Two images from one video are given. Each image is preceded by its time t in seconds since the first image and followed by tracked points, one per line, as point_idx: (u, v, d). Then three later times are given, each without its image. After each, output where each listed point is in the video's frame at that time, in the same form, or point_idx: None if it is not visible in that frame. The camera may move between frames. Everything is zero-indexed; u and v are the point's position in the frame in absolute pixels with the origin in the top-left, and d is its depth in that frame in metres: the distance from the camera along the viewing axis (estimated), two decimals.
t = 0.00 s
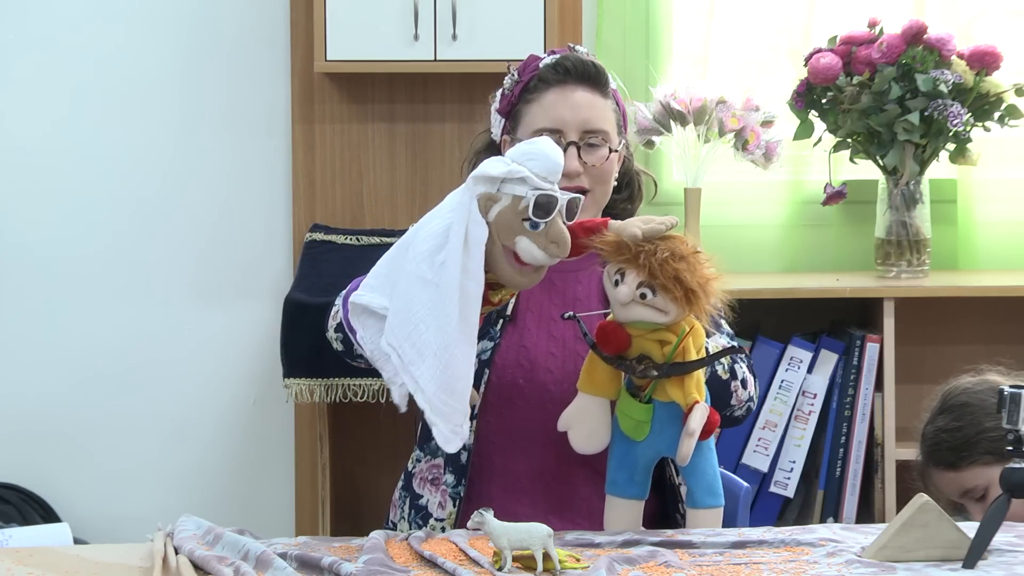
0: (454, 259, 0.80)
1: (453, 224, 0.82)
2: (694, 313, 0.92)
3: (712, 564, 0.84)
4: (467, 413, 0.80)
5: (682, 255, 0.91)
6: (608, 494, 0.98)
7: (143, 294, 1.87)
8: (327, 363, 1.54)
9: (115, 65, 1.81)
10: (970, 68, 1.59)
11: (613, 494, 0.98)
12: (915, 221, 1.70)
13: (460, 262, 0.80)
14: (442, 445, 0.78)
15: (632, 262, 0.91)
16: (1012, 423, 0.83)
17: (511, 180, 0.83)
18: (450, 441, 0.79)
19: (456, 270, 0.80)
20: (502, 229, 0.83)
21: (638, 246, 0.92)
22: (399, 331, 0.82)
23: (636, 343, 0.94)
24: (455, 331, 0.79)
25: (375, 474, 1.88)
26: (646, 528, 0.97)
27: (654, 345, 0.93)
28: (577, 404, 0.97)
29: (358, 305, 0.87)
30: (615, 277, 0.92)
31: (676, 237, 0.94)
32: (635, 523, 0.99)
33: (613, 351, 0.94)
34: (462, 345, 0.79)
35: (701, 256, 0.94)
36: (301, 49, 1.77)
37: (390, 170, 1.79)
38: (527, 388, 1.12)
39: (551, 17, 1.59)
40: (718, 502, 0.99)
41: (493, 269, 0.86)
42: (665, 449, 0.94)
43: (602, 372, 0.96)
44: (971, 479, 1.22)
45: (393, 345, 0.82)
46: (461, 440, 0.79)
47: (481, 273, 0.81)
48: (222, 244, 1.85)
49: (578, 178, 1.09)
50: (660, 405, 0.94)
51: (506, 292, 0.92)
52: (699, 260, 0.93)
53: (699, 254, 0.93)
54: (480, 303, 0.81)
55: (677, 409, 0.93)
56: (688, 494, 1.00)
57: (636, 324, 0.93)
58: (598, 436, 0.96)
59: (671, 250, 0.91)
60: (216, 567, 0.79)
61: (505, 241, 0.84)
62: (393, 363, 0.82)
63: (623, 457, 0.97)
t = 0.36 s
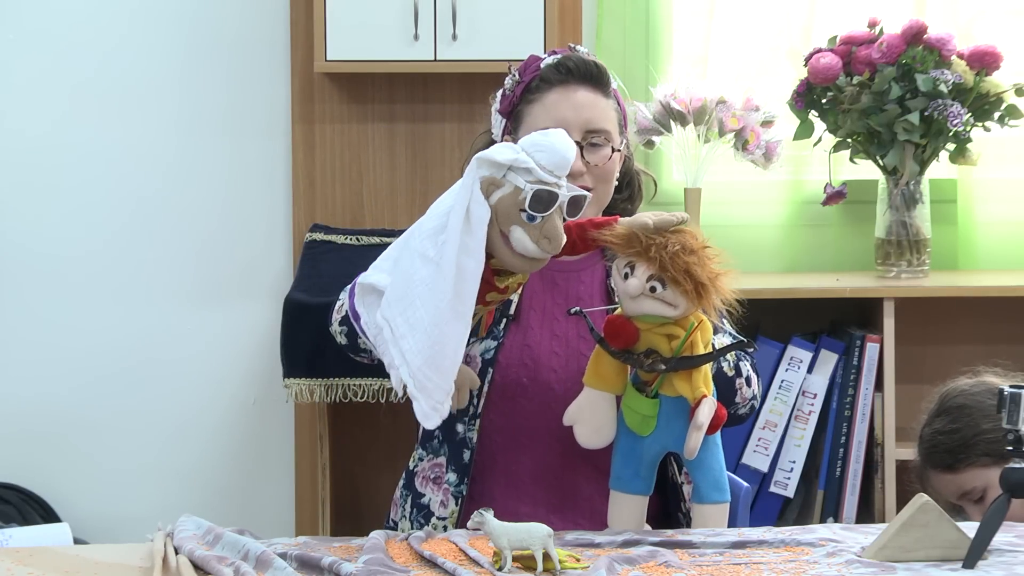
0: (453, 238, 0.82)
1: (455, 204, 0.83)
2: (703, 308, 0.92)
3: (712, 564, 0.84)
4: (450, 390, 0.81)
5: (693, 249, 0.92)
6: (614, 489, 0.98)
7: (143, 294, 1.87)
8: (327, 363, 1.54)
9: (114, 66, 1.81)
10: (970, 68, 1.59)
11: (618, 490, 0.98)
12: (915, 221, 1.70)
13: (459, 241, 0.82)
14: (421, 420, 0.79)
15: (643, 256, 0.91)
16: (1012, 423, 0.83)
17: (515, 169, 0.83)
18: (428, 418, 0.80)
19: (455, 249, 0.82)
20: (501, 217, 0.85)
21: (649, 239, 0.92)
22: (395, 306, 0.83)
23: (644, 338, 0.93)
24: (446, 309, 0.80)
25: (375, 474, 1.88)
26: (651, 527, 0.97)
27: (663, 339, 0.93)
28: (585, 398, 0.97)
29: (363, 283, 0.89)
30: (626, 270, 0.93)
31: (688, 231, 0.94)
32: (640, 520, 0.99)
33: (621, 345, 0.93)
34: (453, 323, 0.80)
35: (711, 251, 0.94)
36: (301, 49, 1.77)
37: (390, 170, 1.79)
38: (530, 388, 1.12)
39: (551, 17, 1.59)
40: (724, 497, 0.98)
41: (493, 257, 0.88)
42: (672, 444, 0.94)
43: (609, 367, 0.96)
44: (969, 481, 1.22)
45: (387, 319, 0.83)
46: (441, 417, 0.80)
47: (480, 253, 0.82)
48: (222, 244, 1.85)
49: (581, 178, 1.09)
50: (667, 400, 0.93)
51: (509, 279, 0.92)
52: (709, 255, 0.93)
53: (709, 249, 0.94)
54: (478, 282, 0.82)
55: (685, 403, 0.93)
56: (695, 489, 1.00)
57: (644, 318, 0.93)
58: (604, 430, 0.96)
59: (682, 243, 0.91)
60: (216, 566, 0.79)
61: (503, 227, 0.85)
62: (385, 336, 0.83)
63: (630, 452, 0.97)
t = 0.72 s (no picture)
0: (444, 226, 0.79)
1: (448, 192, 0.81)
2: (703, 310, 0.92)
3: (712, 564, 0.84)
4: (447, 381, 0.79)
5: (693, 253, 0.92)
6: (618, 490, 0.98)
7: (143, 294, 1.87)
8: (327, 363, 1.54)
9: (114, 66, 1.81)
10: (970, 68, 1.59)
11: (622, 490, 0.98)
12: (915, 221, 1.70)
13: (450, 229, 0.79)
14: (416, 410, 0.78)
15: (643, 259, 0.90)
16: (1012, 423, 0.83)
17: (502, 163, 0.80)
18: (424, 408, 0.78)
19: (445, 238, 0.79)
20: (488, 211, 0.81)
21: (650, 243, 0.91)
22: (393, 296, 0.82)
23: (645, 340, 0.93)
24: (439, 298, 0.78)
25: (375, 474, 1.88)
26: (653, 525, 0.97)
27: (663, 341, 0.92)
28: (587, 399, 0.97)
29: (369, 274, 0.88)
30: (625, 273, 0.92)
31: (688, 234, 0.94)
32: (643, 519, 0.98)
33: (622, 347, 0.93)
34: (447, 312, 0.78)
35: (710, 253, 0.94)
36: (301, 49, 1.77)
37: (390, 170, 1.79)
38: (533, 383, 1.12)
39: (551, 18, 1.59)
40: (728, 496, 0.98)
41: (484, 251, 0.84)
42: (675, 445, 0.94)
43: (611, 368, 0.96)
44: (971, 476, 1.22)
45: (386, 309, 0.82)
46: (436, 407, 0.79)
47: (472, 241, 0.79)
48: (222, 244, 1.85)
49: (582, 177, 1.09)
50: (669, 401, 0.93)
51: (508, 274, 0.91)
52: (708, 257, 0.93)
53: (708, 251, 0.94)
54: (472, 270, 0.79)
55: (687, 405, 0.93)
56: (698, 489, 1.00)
57: (645, 320, 0.92)
58: (606, 430, 0.96)
59: (682, 246, 0.91)
60: (216, 567, 0.79)
61: (490, 220, 0.82)
62: (385, 326, 0.82)
63: (632, 453, 0.96)
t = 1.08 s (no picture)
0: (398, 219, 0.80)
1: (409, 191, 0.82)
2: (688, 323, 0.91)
3: (712, 564, 0.84)
4: (403, 371, 0.77)
5: (675, 267, 0.90)
6: (609, 497, 0.98)
7: (143, 294, 1.87)
8: (327, 363, 1.54)
9: (114, 65, 1.81)
10: (970, 68, 1.59)
11: (613, 497, 0.98)
12: (915, 221, 1.70)
13: (404, 222, 0.80)
14: (372, 402, 0.76)
15: (626, 275, 0.89)
16: (1012, 423, 0.83)
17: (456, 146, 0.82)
18: (380, 398, 0.76)
19: (399, 229, 0.80)
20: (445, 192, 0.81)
21: (631, 257, 0.90)
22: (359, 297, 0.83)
23: (632, 352, 0.92)
24: (393, 287, 0.78)
25: (375, 474, 1.88)
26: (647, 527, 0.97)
27: (650, 354, 0.92)
28: (577, 410, 0.96)
29: (353, 279, 0.86)
30: (608, 288, 0.91)
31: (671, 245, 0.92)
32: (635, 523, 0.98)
33: (610, 360, 0.92)
34: (401, 300, 0.77)
35: (697, 266, 0.92)
36: (301, 49, 1.77)
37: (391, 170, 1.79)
38: (531, 384, 1.12)
39: (551, 17, 1.58)
40: (720, 505, 0.98)
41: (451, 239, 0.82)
42: (663, 456, 0.94)
43: (601, 379, 0.95)
44: (977, 471, 1.22)
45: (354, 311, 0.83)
46: (392, 397, 0.76)
47: (424, 229, 0.79)
48: (222, 244, 1.85)
49: (575, 175, 1.09)
50: (658, 412, 0.93)
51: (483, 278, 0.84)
52: (694, 270, 0.91)
53: (695, 264, 0.92)
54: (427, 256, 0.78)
55: (675, 416, 0.93)
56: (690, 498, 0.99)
57: (631, 334, 0.91)
58: (594, 445, 0.95)
59: (666, 261, 0.89)
60: (216, 567, 0.79)
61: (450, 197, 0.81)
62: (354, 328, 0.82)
63: (623, 462, 0.96)
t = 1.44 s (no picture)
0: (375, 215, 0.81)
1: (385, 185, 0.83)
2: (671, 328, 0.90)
3: (712, 564, 0.84)
4: (387, 369, 0.79)
5: (657, 272, 0.89)
6: (600, 499, 0.98)
7: (142, 294, 1.87)
8: (328, 363, 1.54)
9: (115, 66, 1.81)
10: (970, 68, 1.59)
11: (603, 500, 0.98)
12: (915, 221, 1.70)
13: (380, 218, 0.81)
14: (358, 399, 0.79)
15: (608, 280, 0.89)
16: (1012, 423, 0.83)
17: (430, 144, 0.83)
18: (365, 396, 0.79)
19: (375, 224, 0.81)
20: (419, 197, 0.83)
21: (613, 264, 0.89)
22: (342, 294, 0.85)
23: (619, 356, 0.92)
24: (372, 287, 0.80)
25: (375, 474, 1.88)
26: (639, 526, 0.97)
27: (637, 357, 0.92)
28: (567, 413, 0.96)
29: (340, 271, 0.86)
30: (592, 294, 0.91)
31: (655, 251, 0.92)
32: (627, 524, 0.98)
33: (597, 364, 0.92)
34: (382, 298, 0.79)
35: (679, 271, 0.92)
36: (301, 49, 1.77)
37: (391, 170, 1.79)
38: (529, 385, 1.12)
39: (551, 18, 1.58)
40: (711, 507, 0.97)
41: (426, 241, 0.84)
42: (653, 458, 0.94)
43: (590, 382, 0.95)
44: (988, 466, 1.22)
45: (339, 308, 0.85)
46: (377, 394, 0.79)
47: (400, 226, 0.80)
48: (222, 244, 1.85)
49: (575, 175, 1.09)
50: (646, 415, 0.93)
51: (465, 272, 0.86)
52: (676, 274, 0.91)
53: (677, 269, 0.92)
54: (404, 253, 0.80)
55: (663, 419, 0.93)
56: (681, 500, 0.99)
57: (616, 339, 0.91)
58: (587, 446, 0.95)
59: (647, 265, 0.89)
60: (216, 567, 0.79)
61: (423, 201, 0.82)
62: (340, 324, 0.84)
63: (614, 464, 0.96)
